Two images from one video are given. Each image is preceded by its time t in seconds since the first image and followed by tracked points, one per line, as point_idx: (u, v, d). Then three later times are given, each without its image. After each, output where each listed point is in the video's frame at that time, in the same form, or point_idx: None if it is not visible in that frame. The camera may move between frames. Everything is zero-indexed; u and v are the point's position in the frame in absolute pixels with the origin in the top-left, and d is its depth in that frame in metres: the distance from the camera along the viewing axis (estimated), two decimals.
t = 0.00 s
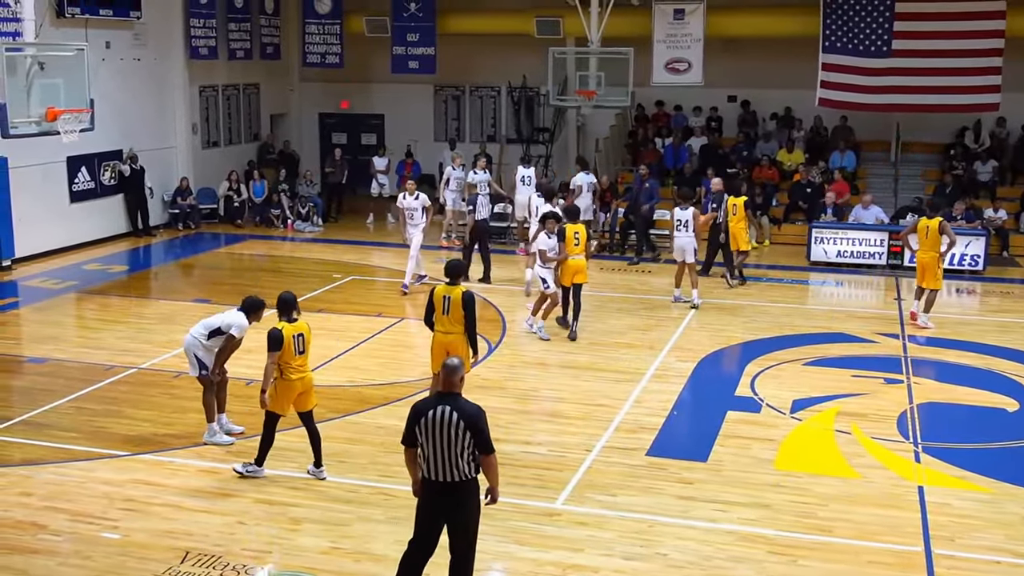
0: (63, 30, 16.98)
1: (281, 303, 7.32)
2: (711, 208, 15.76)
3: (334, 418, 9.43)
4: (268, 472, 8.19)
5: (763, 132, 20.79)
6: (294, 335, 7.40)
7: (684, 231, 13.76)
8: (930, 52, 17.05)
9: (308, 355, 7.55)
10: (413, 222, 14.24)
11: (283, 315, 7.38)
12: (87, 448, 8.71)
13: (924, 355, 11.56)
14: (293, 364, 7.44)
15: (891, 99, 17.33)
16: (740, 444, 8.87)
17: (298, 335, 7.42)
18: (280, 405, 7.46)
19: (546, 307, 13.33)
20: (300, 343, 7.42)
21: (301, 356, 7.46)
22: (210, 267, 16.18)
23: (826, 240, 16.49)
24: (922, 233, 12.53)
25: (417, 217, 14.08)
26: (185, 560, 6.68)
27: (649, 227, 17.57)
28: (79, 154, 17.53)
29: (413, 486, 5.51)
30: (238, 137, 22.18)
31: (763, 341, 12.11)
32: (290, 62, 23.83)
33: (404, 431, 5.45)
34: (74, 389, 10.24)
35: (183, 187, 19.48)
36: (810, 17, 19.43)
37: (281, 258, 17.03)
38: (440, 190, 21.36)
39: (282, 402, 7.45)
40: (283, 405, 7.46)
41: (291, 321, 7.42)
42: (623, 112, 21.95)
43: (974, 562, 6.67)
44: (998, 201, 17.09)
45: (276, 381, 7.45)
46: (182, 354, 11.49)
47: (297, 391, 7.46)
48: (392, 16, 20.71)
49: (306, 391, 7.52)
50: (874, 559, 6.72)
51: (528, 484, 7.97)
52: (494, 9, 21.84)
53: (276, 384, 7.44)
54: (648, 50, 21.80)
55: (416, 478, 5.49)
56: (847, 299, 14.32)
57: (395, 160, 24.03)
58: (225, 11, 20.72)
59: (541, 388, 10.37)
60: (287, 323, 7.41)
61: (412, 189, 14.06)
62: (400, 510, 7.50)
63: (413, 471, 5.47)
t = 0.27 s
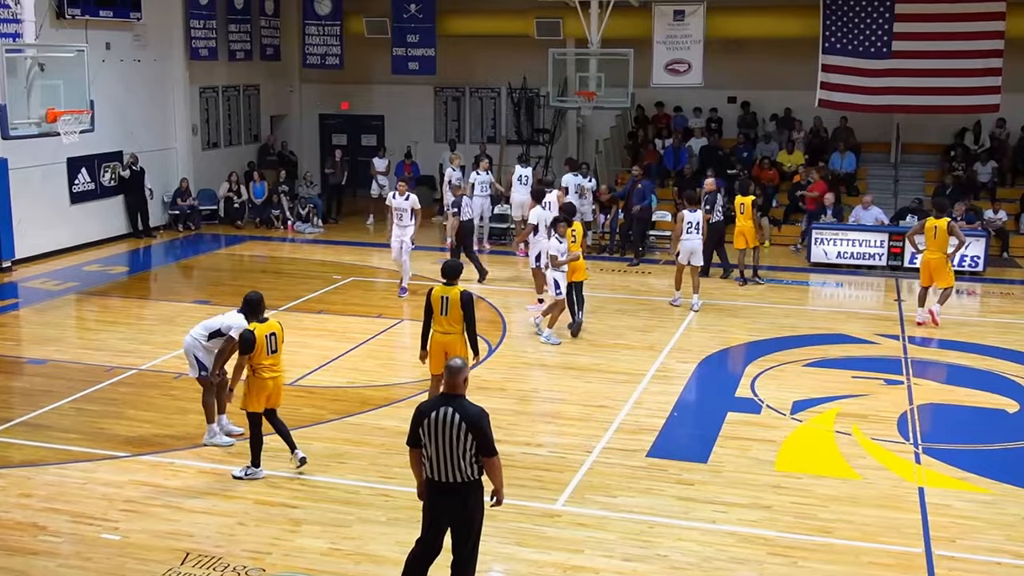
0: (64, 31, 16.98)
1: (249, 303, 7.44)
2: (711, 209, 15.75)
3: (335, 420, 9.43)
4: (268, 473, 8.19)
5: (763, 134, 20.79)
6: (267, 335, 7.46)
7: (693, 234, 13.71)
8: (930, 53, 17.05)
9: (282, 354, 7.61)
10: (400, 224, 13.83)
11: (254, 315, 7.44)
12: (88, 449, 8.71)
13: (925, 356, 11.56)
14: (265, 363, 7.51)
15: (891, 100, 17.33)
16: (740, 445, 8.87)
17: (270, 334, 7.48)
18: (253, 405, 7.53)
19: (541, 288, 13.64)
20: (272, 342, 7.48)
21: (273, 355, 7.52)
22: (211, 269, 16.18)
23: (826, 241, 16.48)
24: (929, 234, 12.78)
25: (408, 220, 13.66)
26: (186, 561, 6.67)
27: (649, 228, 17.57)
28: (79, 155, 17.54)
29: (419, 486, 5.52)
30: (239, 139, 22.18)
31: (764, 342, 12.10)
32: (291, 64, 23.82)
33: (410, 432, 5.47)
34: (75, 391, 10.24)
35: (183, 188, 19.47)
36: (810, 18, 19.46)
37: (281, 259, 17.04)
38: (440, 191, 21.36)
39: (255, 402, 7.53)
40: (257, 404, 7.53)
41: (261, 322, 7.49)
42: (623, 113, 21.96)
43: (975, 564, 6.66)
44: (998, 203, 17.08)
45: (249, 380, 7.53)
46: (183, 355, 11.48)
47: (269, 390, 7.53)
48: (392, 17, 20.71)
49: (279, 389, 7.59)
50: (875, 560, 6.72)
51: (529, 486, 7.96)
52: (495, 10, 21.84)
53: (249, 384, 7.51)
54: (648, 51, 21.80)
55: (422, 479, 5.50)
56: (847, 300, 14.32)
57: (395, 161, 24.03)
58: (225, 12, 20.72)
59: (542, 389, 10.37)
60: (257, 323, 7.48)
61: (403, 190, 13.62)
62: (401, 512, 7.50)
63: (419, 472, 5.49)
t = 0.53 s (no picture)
0: (63, 32, 16.98)
1: (227, 304, 7.55)
2: (710, 210, 15.75)
3: (335, 421, 9.43)
4: (269, 475, 8.19)
5: (763, 135, 20.81)
6: (244, 335, 7.51)
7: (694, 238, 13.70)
8: (930, 55, 17.04)
9: (259, 353, 7.65)
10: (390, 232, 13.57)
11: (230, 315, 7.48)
12: (88, 451, 8.71)
13: (925, 358, 11.56)
14: (243, 362, 7.54)
15: (891, 103, 17.33)
16: (741, 447, 8.87)
17: (247, 334, 7.52)
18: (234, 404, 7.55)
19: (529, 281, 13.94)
20: (249, 342, 7.53)
21: (251, 355, 7.57)
22: (211, 270, 16.18)
23: (826, 242, 16.48)
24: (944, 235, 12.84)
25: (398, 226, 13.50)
26: (186, 563, 6.67)
27: (648, 230, 17.57)
28: (79, 157, 17.54)
29: (421, 487, 5.53)
30: (239, 140, 22.19)
31: (764, 344, 12.11)
32: (291, 66, 23.83)
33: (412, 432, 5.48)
34: (75, 392, 10.24)
35: (182, 190, 19.45)
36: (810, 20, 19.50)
37: (281, 261, 17.04)
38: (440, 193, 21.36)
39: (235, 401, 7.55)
40: (238, 403, 7.55)
41: (238, 322, 7.54)
42: (623, 115, 21.97)
43: (975, 565, 6.66)
44: (998, 204, 17.08)
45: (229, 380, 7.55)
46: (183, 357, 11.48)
47: (248, 389, 7.55)
48: (392, 19, 20.72)
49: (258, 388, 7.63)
50: (875, 562, 6.72)
51: (530, 488, 7.97)
52: (494, 12, 21.85)
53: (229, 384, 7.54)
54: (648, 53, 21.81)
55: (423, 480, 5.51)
56: (848, 302, 14.33)
57: (394, 163, 24.03)
58: (225, 14, 20.73)
59: (542, 391, 10.37)
60: (235, 323, 7.53)
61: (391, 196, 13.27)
62: (401, 513, 7.50)
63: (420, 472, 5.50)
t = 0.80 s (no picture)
0: (63, 35, 16.99)
1: (208, 308, 7.37)
2: (709, 213, 15.76)
3: (336, 424, 9.43)
4: (269, 477, 8.19)
5: (762, 138, 20.82)
6: (221, 338, 7.51)
7: (692, 243, 13.55)
8: (930, 58, 17.06)
9: (233, 354, 7.68)
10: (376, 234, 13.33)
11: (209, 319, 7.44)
12: (89, 454, 8.71)
13: (925, 360, 11.57)
14: (218, 366, 7.57)
15: (891, 106, 17.34)
16: (742, 449, 8.88)
17: (225, 338, 7.54)
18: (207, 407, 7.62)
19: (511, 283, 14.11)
20: (226, 346, 7.55)
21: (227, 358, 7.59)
22: (211, 273, 16.18)
23: (826, 245, 16.50)
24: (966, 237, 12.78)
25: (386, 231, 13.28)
26: (187, 566, 6.67)
27: (648, 232, 17.58)
28: (80, 160, 17.55)
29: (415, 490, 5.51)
30: (239, 143, 22.20)
31: (765, 346, 12.11)
32: (290, 68, 23.83)
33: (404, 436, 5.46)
34: (76, 395, 10.24)
35: (182, 192, 19.46)
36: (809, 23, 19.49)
37: (281, 263, 17.05)
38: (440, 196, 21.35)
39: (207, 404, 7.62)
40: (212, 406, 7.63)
41: (216, 324, 7.51)
42: (623, 117, 21.99)
43: (976, 568, 6.67)
44: (997, 207, 17.09)
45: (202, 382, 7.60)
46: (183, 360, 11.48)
47: (222, 392, 7.64)
48: (392, 22, 20.73)
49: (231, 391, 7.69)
50: (875, 565, 6.73)
51: (530, 490, 7.97)
52: (494, 14, 21.86)
53: (203, 386, 7.58)
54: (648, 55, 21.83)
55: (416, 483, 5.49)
56: (848, 304, 14.34)
57: (394, 165, 24.04)
58: (225, 16, 20.74)
59: (543, 394, 10.37)
60: (213, 326, 7.49)
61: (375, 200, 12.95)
62: (402, 516, 7.50)
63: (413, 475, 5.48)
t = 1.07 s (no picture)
0: (63, 37, 16.98)
1: (189, 304, 7.54)
2: (709, 214, 15.76)
3: (336, 426, 9.43)
4: (269, 480, 8.19)
5: (762, 140, 20.82)
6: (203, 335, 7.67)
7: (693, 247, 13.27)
8: (929, 60, 17.06)
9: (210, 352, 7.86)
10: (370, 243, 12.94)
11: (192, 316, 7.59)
12: (89, 456, 8.71)
13: (925, 362, 11.56)
14: (200, 363, 7.70)
15: (890, 108, 17.34)
16: (742, 451, 8.88)
17: (206, 334, 7.71)
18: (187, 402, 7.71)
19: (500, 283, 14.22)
20: (207, 342, 7.73)
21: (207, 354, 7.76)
22: (211, 275, 16.18)
23: (826, 247, 16.51)
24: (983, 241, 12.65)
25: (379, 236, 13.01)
26: (186, 568, 6.67)
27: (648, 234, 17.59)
28: (79, 162, 17.55)
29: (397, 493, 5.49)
30: (239, 145, 22.21)
31: (765, 348, 12.11)
32: (290, 71, 23.85)
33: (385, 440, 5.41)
34: (75, 397, 10.24)
35: (182, 194, 19.47)
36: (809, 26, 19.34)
37: (281, 265, 17.06)
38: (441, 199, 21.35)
39: (185, 400, 7.71)
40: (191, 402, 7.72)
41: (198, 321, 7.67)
42: (623, 119, 22.00)
43: (975, 570, 6.67)
44: (996, 209, 17.10)
45: (182, 379, 7.69)
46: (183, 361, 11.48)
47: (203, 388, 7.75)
48: (392, 24, 20.74)
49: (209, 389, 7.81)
50: (875, 567, 6.72)
51: (530, 492, 7.97)
52: (494, 17, 21.88)
53: (184, 382, 7.68)
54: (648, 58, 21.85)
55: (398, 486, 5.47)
56: (847, 306, 14.34)
57: (394, 167, 24.05)
58: (225, 18, 20.75)
59: (543, 396, 10.37)
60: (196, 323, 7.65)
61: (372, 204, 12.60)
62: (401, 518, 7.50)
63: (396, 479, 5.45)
